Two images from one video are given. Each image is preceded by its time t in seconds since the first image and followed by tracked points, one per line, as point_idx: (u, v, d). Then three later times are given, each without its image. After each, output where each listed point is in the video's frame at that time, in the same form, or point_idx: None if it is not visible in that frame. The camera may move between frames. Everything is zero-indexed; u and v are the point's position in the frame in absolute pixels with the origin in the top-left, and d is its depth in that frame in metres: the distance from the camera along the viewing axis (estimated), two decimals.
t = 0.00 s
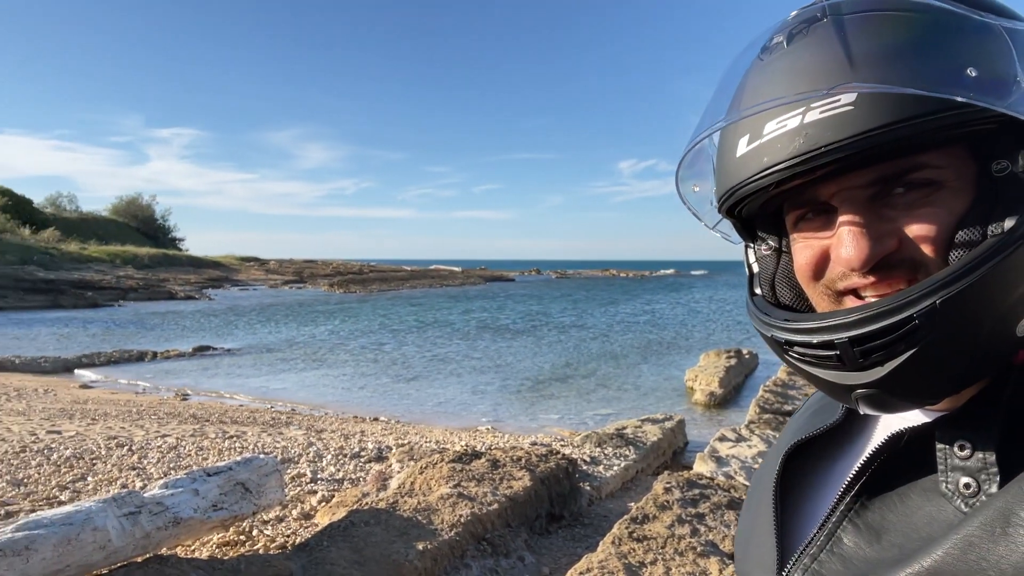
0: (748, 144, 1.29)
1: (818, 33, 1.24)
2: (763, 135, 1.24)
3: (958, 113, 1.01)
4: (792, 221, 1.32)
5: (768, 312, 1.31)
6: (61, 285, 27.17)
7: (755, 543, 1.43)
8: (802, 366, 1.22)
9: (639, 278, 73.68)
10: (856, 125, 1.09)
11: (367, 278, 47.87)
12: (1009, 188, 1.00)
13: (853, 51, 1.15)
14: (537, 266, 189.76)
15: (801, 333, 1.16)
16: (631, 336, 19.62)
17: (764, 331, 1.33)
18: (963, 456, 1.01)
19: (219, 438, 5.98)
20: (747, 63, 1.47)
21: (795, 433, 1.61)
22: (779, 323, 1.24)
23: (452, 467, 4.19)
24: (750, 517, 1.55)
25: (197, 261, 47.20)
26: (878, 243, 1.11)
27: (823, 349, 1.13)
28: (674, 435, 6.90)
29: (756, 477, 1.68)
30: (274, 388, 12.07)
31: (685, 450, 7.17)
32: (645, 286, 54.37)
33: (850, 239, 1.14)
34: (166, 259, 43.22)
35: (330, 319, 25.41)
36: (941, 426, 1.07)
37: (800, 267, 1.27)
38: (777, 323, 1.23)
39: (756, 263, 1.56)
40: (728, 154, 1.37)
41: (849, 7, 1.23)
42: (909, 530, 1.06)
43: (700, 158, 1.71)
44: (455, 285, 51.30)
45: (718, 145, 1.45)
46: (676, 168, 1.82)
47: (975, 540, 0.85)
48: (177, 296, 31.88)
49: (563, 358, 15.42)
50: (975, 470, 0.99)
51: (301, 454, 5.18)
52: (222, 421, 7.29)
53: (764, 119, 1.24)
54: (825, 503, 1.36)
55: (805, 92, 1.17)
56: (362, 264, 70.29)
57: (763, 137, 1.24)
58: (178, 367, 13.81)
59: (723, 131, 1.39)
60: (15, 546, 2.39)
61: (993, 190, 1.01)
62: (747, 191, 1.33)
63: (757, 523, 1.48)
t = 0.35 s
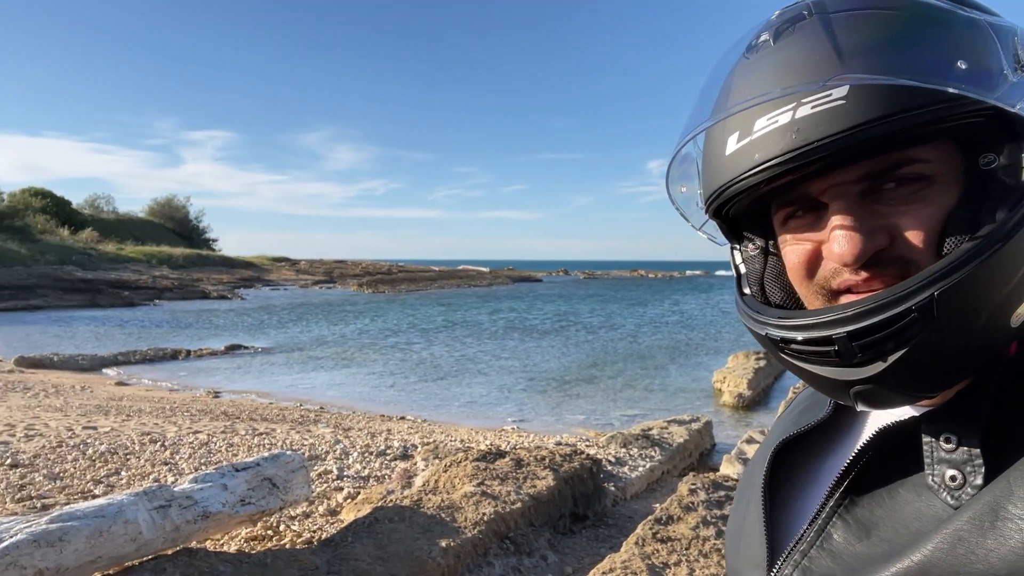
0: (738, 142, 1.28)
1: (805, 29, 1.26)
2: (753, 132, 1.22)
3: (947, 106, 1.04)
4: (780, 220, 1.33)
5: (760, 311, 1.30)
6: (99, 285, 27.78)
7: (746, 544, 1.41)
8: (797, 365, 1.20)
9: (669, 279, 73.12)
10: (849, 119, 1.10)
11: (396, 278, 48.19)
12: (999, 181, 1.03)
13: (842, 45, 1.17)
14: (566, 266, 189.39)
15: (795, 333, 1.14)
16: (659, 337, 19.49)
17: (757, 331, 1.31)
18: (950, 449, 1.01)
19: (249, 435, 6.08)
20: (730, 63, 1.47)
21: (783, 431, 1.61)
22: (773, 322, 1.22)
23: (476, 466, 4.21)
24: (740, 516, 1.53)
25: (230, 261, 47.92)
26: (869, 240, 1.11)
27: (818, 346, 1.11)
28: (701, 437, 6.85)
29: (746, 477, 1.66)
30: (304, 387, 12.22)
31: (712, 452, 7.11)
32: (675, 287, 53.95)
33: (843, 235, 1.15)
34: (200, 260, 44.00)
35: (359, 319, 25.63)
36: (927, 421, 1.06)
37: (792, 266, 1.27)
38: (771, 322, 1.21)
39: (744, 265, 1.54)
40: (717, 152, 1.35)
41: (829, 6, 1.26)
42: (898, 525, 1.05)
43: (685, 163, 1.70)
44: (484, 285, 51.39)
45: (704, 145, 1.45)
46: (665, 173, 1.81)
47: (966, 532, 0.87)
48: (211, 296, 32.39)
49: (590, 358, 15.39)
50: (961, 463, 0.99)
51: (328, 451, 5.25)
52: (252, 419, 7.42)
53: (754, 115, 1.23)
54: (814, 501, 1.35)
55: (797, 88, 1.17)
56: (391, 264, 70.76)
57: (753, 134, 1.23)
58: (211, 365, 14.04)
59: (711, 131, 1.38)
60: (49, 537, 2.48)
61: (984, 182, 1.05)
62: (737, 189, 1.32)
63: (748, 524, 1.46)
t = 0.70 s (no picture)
0: (734, 151, 1.30)
1: (798, 41, 1.28)
2: (748, 142, 1.25)
3: (940, 113, 1.04)
4: (779, 228, 1.33)
5: (760, 320, 1.30)
6: (120, 286, 28.13)
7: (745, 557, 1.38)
8: (796, 372, 1.20)
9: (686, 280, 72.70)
10: (841, 126, 1.11)
11: (413, 279, 48.33)
12: (993, 188, 1.04)
13: (834, 55, 1.19)
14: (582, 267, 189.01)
15: (792, 339, 1.15)
16: (676, 338, 19.40)
17: (756, 340, 1.31)
18: (965, 460, 1.00)
19: (266, 435, 6.13)
20: (727, 76, 1.50)
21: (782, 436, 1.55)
22: (771, 331, 1.22)
23: (490, 468, 4.21)
24: (738, 520, 1.50)
25: (248, 262, 48.31)
26: (867, 248, 1.12)
27: (815, 352, 1.11)
28: (717, 439, 6.80)
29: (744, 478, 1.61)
30: (320, 387, 12.30)
31: (729, 455, 7.06)
32: (692, 288, 53.63)
33: (841, 243, 1.15)
34: (220, 260, 44.42)
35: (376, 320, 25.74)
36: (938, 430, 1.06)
37: (793, 275, 1.27)
38: (770, 329, 1.22)
39: (744, 275, 1.55)
40: (715, 162, 1.37)
41: (823, 19, 1.29)
42: (905, 536, 1.05)
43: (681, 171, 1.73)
44: (500, 286, 51.41)
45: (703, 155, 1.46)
46: (662, 180, 1.87)
47: (971, 544, 0.86)
48: (229, 297, 32.67)
49: (606, 359, 15.34)
50: (977, 476, 0.98)
51: (344, 452, 5.28)
52: (268, 419, 7.47)
53: (750, 125, 1.25)
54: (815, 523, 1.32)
55: (791, 97, 1.19)
56: (408, 265, 71.00)
57: (749, 144, 1.25)
58: (229, 366, 14.17)
59: (709, 139, 1.40)
60: (66, 535, 2.51)
61: (978, 189, 1.06)
62: (735, 198, 1.33)
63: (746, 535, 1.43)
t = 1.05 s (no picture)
0: (723, 159, 1.41)
1: (784, 51, 1.39)
2: (737, 149, 1.36)
3: (921, 120, 1.16)
4: (767, 236, 1.44)
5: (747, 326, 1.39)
6: (132, 287, 28.30)
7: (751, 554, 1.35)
8: (783, 378, 1.29)
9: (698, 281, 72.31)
10: (826, 135, 1.22)
11: (423, 280, 48.31)
12: (977, 195, 1.18)
13: (818, 64, 1.30)
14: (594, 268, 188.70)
15: (782, 344, 1.24)
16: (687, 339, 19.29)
17: (745, 345, 1.40)
18: (960, 461, 1.09)
19: (275, 435, 6.15)
20: (715, 80, 1.61)
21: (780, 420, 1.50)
22: (760, 337, 1.31)
23: (497, 469, 4.22)
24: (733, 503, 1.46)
25: (260, 263, 48.51)
26: (851, 253, 1.22)
27: (803, 357, 1.21)
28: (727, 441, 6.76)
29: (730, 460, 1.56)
30: (331, 388, 12.34)
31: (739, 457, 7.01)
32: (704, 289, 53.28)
33: (826, 248, 1.25)
34: (232, 261, 44.64)
35: (387, 320, 25.76)
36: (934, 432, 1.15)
37: (781, 282, 1.37)
38: (758, 336, 1.31)
39: (733, 281, 1.64)
40: (705, 170, 1.48)
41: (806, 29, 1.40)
42: (897, 537, 1.13)
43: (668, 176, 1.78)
44: (510, 287, 51.28)
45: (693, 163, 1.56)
46: (651, 185, 1.92)
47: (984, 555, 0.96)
48: (241, 298, 32.79)
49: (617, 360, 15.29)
50: (975, 476, 1.07)
51: (352, 453, 5.30)
52: (278, 419, 7.51)
53: (739, 133, 1.36)
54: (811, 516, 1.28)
55: (778, 105, 1.30)
56: (418, 266, 71.04)
57: (737, 151, 1.36)
58: (240, 367, 14.24)
59: (699, 144, 1.50)
60: (73, 535, 2.53)
61: (962, 196, 1.19)
62: (725, 205, 1.43)
63: (742, 527, 1.41)
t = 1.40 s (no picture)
0: (710, 154, 1.41)
1: (772, 46, 1.40)
2: (723, 144, 1.36)
3: (906, 115, 1.17)
4: (755, 230, 1.45)
5: (735, 320, 1.40)
6: (136, 288, 28.37)
7: (743, 547, 1.34)
8: (768, 371, 1.30)
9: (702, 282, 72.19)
10: (811, 129, 1.22)
11: (427, 281, 48.33)
12: (959, 190, 1.19)
13: (804, 59, 1.30)
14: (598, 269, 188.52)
15: (766, 338, 1.25)
16: (691, 340, 19.27)
17: (732, 339, 1.40)
18: (932, 444, 1.13)
19: (278, 436, 6.18)
20: (702, 74, 1.61)
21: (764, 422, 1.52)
22: (746, 331, 1.32)
23: (498, 469, 4.23)
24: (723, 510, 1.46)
25: (264, 264, 48.61)
26: (837, 248, 1.23)
27: (787, 350, 1.22)
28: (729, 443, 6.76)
29: (721, 458, 1.56)
30: (334, 389, 12.36)
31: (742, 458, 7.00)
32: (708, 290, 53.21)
33: (813, 241, 1.26)
34: (235, 263, 44.74)
35: (390, 321, 25.77)
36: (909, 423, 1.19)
37: (767, 276, 1.38)
38: (744, 330, 1.32)
39: (722, 276, 1.64)
40: (692, 165, 1.48)
41: (794, 23, 1.40)
42: (887, 535, 1.14)
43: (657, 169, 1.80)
44: (514, 288, 51.29)
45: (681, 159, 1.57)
46: (639, 182, 1.96)
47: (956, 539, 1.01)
48: (245, 299, 32.85)
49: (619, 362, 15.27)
50: (943, 458, 1.11)
51: (354, 453, 5.32)
52: (281, 420, 7.53)
53: (726, 127, 1.37)
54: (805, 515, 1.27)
55: (764, 99, 1.31)
56: (422, 267, 71.09)
57: (724, 144, 1.37)
58: (243, 368, 14.27)
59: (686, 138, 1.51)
60: (75, 535, 2.54)
61: (946, 190, 1.21)
62: (712, 199, 1.44)
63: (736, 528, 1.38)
